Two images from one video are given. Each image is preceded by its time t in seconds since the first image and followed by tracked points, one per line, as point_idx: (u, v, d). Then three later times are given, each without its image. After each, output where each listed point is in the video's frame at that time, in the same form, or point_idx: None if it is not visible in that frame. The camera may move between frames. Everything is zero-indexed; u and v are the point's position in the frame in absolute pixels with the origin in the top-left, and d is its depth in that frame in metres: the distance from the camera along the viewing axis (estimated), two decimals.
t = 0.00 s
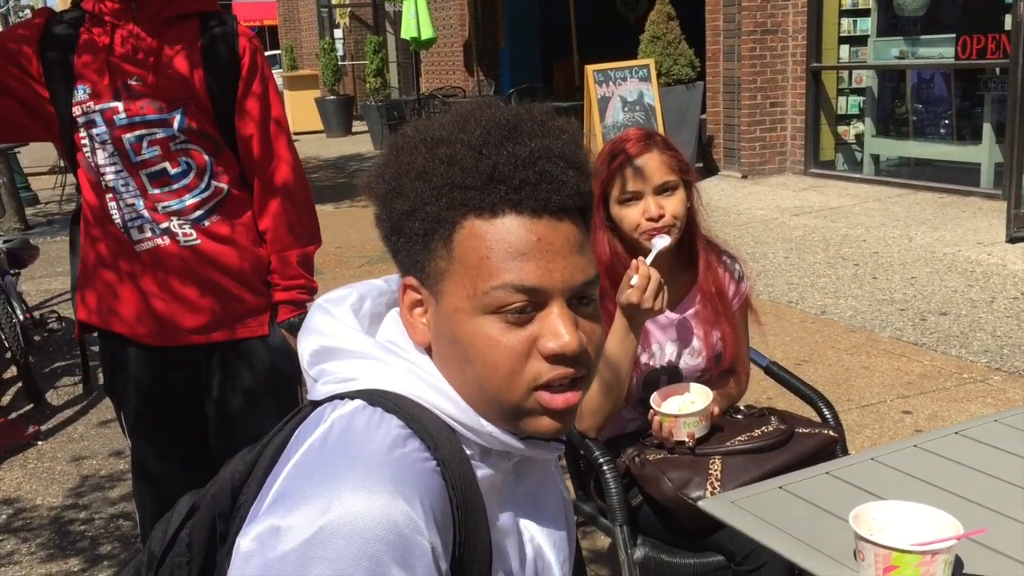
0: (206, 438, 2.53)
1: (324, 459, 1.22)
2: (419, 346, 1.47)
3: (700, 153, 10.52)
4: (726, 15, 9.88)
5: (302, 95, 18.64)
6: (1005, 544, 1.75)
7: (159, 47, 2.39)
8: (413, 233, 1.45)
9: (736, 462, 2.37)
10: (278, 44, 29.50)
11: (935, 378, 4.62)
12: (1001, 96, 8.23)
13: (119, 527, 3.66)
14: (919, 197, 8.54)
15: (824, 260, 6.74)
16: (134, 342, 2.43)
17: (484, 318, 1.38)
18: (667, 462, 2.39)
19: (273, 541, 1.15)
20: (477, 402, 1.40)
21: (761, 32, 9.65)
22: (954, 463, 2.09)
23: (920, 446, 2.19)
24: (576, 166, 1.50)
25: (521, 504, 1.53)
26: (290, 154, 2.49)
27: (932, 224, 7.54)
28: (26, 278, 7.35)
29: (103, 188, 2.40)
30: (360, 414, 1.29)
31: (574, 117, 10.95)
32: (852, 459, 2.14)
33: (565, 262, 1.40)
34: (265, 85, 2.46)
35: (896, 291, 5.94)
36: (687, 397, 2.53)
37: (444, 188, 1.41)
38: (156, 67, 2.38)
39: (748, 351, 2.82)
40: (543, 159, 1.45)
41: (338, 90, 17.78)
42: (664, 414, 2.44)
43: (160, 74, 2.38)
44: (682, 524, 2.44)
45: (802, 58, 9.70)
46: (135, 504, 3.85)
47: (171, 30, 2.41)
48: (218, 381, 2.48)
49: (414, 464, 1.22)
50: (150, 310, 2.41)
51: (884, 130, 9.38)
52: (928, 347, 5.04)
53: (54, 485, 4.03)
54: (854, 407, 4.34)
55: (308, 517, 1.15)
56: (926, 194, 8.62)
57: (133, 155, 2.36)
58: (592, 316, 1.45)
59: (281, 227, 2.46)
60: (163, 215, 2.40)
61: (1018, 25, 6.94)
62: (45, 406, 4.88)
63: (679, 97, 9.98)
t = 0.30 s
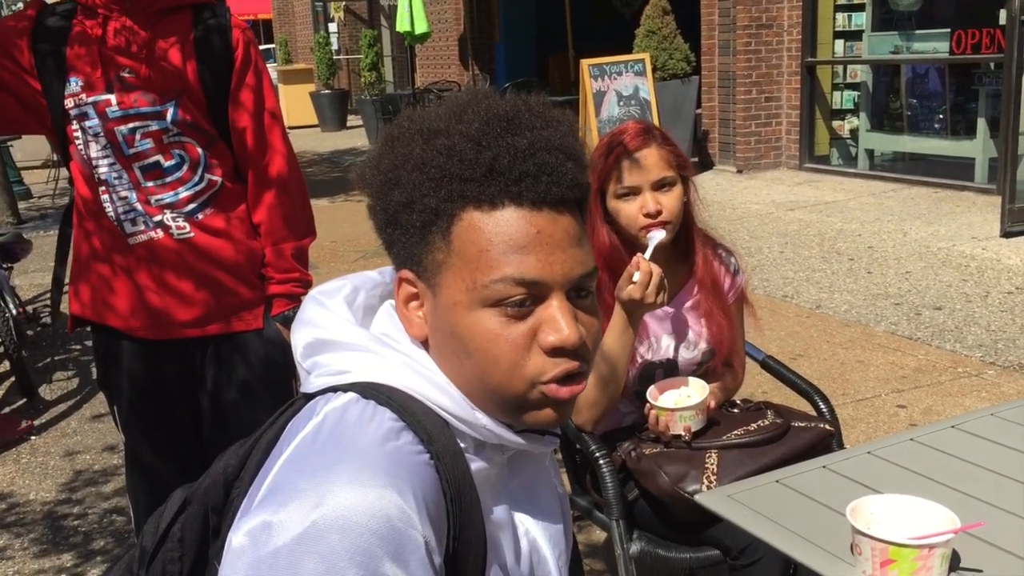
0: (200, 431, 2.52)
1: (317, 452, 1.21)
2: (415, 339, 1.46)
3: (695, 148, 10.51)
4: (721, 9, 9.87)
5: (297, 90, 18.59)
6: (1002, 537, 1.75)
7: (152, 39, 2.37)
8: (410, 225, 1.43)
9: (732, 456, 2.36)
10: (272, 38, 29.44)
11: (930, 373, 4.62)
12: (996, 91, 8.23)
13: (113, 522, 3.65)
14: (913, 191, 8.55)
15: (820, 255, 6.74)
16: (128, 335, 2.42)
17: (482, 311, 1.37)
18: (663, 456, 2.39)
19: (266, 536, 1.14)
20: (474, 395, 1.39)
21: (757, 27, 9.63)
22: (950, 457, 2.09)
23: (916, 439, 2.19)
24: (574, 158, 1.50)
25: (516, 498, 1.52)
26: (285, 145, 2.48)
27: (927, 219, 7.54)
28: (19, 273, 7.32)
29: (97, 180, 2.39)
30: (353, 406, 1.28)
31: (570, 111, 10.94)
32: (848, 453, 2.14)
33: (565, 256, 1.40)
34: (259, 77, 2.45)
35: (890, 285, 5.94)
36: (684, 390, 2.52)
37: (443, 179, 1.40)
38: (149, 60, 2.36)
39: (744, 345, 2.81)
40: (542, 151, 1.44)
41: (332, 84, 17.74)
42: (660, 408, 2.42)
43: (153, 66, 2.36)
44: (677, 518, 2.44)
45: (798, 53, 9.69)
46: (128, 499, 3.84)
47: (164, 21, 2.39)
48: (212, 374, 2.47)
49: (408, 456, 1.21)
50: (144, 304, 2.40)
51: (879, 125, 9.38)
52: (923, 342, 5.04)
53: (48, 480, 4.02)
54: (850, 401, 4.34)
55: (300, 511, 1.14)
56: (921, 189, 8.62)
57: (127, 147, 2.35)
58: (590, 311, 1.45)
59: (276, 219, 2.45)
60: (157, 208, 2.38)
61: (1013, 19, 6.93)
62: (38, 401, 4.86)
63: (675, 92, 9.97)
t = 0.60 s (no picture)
0: (192, 427, 2.51)
1: (309, 445, 1.20)
2: (410, 332, 1.45)
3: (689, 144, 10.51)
4: (715, 5, 9.87)
5: (290, 85, 18.55)
6: (998, 531, 1.74)
7: (144, 32, 2.35)
8: (405, 218, 1.42)
9: (727, 451, 2.36)
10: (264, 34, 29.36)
11: (923, 368, 4.63)
12: (989, 88, 8.24)
13: (105, 518, 3.63)
14: (906, 187, 8.56)
15: (813, 250, 6.74)
16: (120, 330, 2.41)
17: (478, 306, 1.36)
18: (658, 452, 2.38)
19: (257, 529, 1.13)
20: (469, 387, 1.39)
21: (751, 22, 9.63)
22: (946, 452, 2.09)
23: (911, 434, 2.19)
24: (570, 149, 1.49)
25: (512, 491, 1.51)
26: (278, 140, 2.47)
27: (920, 215, 7.55)
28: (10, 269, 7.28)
29: (88, 174, 2.37)
30: (347, 399, 1.27)
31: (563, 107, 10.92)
32: (843, 448, 2.13)
33: (561, 249, 1.39)
34: (252, 70, 2.43)
35: (884, 281, 5.95)
36: (679, 385, 2.51)
37: (437, 172, 1.39)
38: (142, 53, 2.34)
39: (739, 341, 2.80)
40: (538, 143, 1.43)
41: (326, 80, 17.70)
42: (654, 404, 2.42)
43: (146, 60, 2.34)
44: (672, 514, 2.43)
45: (792, 49, 9.69)
46: (122, 495, 3.82)
47: (157, 14, 2.37)
48: (205, 370, 2.46)
49: (400, 449, 1.20)
50: (137, 298, 2.38)
51: (872, 121, 9.39)
52: (917, 337, 5.04)
53: (40, 477, 4.00)
54: (844, 396, 4.35)
55: (292, 504, 1.13)
56: (914, 185, 8.63)
57: (119, 141, 2.33)
58: (586, 304, 1.44)
59: (270, 214, 2.44)
60: (149, 202, 2.36)
61: (1006, 16, 6.94)
62: (30, 396, 4.84)
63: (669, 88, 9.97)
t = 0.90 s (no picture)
0: (194, 423, 2.50)
1: (311, 440, 1.19)
2: (415, 326, 1.44)
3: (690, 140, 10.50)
4: (716, 1, 9.87)
5: (290, 82, 18.53)
6: (1002, 526, 1.74)
7: (145, 26, 2.34)
8: (409, 211, 1.42)
9: (730, 446, 2.35)
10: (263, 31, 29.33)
11: (925, 364, 4.62)
12: (990, 83, 8.23)
13: (106, 514, 3.63)
14: (907, 183, 8.55)
15: (814, 246, 6.74)
16: (121, 326, 2.40)
17: (484, 298, 1.36)
18: (660, 447, 2.37)
19: (258, 525, 1.13)
20: (474, 381, 1.38)
21: (751, 18, 9.62)
22: (949, 446, 2.08)
23: (914, 429, 2.18)
24: (574, 141, 1.48)
25: (514, 485, 1.51)
26: (279, 134, 2.45)
27: (921, 210, 7.54)
28: (10, 266, 7.28)
29: (88, 169, 2.37)
30: (349, 393, 1.26)
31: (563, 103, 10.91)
32: (846, 443, 2.13)
33: (567, 240, 1.38)
34: (253, 65, 2.42)
35: (885, 277, 5.94)
36: (680, 380, 2.50)
37: (442, 164, 1.39)
38: (142, 47, 2.33)
39: (741, 338, 2.80)
40: (543, 134, 1.43)
41: (325, 77, 17.68)
42: (656, 399, 2.42)
43: (146, 54, 2.33)
44: (675, 509, 2.43)
45: (792, 45, 9.68)
46: (122, 491, 3.82)
47: (157, 9, 2.36)
48: (205, 365, 2.45)
49: (403, 444, 1.20)
50: (138, 294, 2.38)
51: (873, 117, 9.38)
52: (918, 333, 5.04)
53: (41, 473, 3.99)
54: (845, 392, 4.34)
55: (293, 500, 1.12)
56: (915, 180, 8.62)
57: (119, 136, 2.33)
58: (591, 296, 1.43)
59: (271, 210, 2.43)
60: (150, 198, 2.36)
61: (1007, 11, 6.93)
62: (31, 393, 4.83)
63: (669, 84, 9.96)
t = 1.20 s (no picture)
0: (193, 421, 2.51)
1: (312, 439, 1.20)
2: (415, 324, 1.45)
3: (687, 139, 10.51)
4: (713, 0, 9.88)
5: (288, 80, 18.53)
6: (999, 525, 1.75)
7: (144, 25, 2.34)
8: (409, 210, 1.42)
9: (728, 445, 2.36)
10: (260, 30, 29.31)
11: (922, 362, 4.63)
12: (987, 82, 8.24)
13: (105, 513, 3.63)
14: (904, 182, 8.57)
15: (812, 245, 6.75)
16: (120, 324, 2.41)
17: (483, 297, 1.36)
18: (658, 445, 2.38)
19: (260, 523, 1.13)
20: (474, 382, 1.38)
21: (749, 17, 9.64)
22: (946, 445, 2.09)
23: (911, 428, 2.19)
24: (575, 141, 1.49)
25: (513, 483, 1.51)
26: (279, 133, 2.45)
27: (918, 209, 7.55)
28: (8, 264, 7.27)
29: (88, 167, 2.37)
30: (350, 391, 1.27)
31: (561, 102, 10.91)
32: (844, 441, 2.14)
33: (566, 241, 1.39)
34: (253, 63, 2.42)
35: (882, 276, 5.95)
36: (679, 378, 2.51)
37: (443, 163, 1.39)
38: (141, 46, 2.33)
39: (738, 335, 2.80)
40: (544, 135, 1.43)
41: (323, 75, 17.68)
42: (655, 397, 2.42)
43: (145, 53, 2.33)
44: (673, 508, 2.44)
45: (790, 44, 9.69)
46: (121, 489, 3.82)
47: (158, 7, 2.36)
48: (205, 363, 2.45)
49: (404, 442, 1.21)
50: (138, 292, 2.38)
51: (870, 116, 9.39)
52: (915, 332, 5.05)
53: (39, 471, 3.99)
54: (842, 391, 4.35)
55: (294, 498, 1.13)
56: (912, 179, 8.64)
57: (119, 134, 2.33)
58: (591, 296, 1.44)
59: (270, 209, 2.43)
60: (149, 197, 2.36)
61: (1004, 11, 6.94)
62: (29, 391, 4.83)
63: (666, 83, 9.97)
